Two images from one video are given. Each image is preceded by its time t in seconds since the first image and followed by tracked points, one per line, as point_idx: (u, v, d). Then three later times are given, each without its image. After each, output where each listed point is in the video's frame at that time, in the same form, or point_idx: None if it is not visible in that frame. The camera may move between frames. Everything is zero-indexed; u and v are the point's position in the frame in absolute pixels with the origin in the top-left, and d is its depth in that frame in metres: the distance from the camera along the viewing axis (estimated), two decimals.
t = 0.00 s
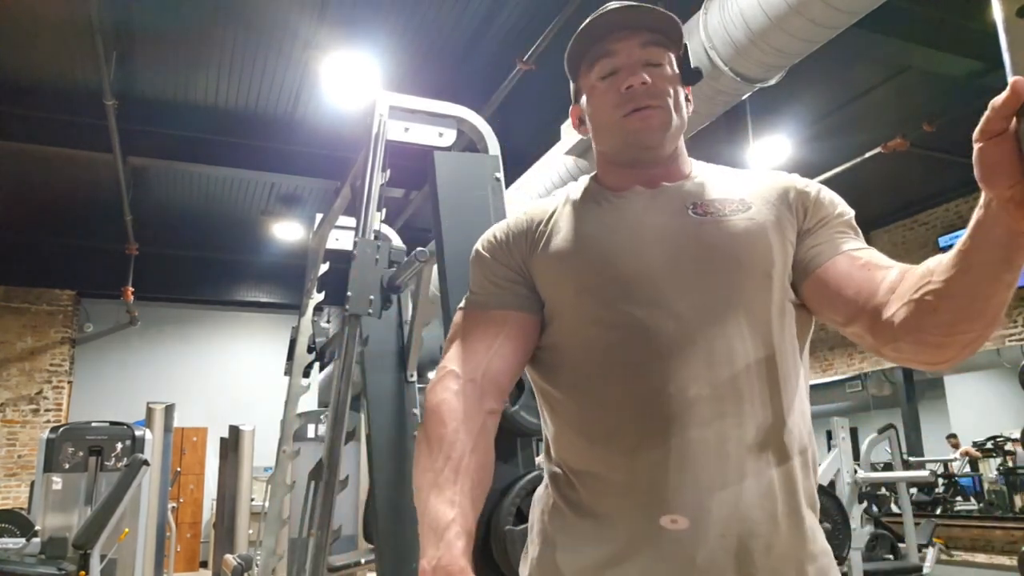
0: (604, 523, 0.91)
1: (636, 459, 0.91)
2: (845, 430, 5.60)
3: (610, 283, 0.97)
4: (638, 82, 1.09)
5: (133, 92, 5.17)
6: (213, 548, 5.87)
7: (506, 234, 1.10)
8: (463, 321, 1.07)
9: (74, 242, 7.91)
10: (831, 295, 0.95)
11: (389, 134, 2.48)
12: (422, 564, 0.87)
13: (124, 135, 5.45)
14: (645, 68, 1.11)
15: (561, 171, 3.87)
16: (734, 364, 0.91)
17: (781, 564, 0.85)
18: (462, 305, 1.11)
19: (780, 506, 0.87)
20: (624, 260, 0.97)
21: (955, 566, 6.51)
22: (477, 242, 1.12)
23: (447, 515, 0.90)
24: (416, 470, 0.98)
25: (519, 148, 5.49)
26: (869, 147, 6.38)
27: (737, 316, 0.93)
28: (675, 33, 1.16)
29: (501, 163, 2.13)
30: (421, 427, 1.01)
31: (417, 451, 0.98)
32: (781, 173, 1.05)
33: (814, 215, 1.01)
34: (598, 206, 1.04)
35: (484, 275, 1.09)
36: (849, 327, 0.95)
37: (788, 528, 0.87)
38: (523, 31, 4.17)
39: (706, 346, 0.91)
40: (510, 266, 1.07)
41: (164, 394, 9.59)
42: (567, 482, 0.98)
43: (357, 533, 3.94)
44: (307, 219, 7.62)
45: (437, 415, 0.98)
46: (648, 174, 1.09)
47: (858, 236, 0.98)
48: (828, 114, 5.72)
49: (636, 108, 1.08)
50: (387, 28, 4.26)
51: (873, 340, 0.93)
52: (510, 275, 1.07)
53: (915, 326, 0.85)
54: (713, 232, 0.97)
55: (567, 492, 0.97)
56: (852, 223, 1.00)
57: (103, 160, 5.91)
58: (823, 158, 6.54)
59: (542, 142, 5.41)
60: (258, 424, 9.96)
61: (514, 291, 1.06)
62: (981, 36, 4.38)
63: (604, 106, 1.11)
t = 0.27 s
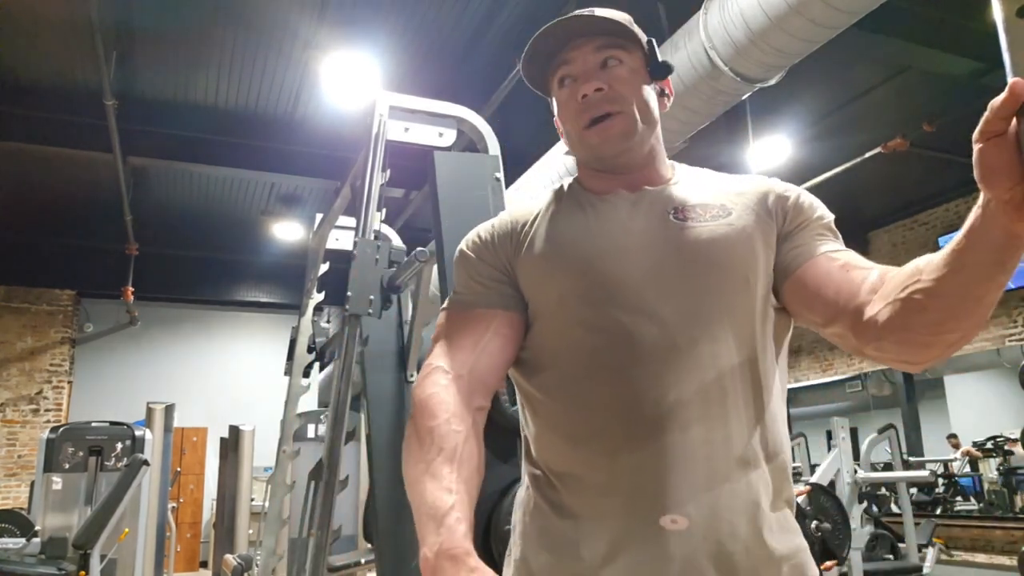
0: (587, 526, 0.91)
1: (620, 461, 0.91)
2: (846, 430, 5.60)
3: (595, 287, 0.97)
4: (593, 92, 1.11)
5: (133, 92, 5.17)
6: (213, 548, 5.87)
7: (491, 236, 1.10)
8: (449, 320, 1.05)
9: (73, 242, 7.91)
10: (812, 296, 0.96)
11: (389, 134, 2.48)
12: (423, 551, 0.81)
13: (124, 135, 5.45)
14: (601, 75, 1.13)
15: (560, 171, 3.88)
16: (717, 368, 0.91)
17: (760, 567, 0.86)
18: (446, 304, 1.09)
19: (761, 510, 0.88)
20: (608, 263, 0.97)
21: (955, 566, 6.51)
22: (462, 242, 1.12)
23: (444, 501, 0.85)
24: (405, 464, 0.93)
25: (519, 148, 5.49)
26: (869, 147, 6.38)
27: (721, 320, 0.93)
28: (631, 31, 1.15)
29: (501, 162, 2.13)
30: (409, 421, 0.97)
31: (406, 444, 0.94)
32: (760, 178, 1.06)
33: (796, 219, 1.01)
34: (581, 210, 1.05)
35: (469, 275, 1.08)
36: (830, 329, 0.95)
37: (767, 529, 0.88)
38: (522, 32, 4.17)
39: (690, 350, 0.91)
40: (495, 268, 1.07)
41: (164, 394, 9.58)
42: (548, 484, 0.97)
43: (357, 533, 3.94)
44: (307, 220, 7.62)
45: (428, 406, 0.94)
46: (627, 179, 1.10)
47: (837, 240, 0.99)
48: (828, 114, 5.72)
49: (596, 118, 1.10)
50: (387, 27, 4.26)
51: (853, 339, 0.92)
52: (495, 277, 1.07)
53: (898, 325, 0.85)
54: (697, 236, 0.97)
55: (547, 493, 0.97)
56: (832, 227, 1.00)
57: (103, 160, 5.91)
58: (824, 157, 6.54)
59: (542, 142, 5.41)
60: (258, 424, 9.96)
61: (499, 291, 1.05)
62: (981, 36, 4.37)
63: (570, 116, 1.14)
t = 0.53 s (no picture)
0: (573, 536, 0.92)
1: (601, 471, 0.92)
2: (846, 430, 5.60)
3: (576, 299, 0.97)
4: (563, 94, 1.12)
5: (133, 91, 5.17)
6: (213, 547, 5.87)
7: (470, 244, 1.10)
8: (431, 333, 1.08)
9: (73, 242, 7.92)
10: (790, 295, 0.96)
11: (389, 134, 2.48)
12: None
13: (124, 134, 5.45)
14: (575, 78, 1.13)
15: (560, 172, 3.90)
16: (696, 379, 0.92)
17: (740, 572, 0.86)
18: (427, 314, 1.11)
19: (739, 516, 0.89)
20: (587, 275, 0.98)
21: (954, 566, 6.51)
22: (441, 249, 1.12)
23: (441, 532, 0.96)
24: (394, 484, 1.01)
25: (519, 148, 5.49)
26: (870, 147, 6.38)
27: (699, 331, 0.93)
28: (610, 35, 1.15)
29: (501, 162, 2.13)
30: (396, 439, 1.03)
31: (394, 467, 1.01)
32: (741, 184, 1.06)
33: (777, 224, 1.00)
34: (561, 221, 1.05)
35: (450, 286, 1.09)
36: (809, 331, 0.95)
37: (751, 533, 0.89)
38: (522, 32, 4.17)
39: (671, 361, 0.92)
40: (476, 278, 1.08)
41: (165, 394, 9.58)
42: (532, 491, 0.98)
43: (357, 534, 3.94)
44: (307, 219, 7.62)
45: (414, 433, 1.00)
46: (606, 186, 1.11)
47: (813, 238, 0.98)
48: (828, 114, 5.71)
49: (565, 122, 1.11)
50: (387, 27, 4.26)
51: (829, 337, 0.92)
52: (476, 288, 1.08)
53: (880, 320, 0.84)
54: (675, 248, 0.97)
55: (531, 500, 0.98)
56: (808, 230, 0.99)
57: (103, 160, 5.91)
58: (825, 157, 6.54)
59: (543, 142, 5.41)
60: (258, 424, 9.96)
61: (482, 302, 1.06)
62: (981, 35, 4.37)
63: (544, 116, 1.15)
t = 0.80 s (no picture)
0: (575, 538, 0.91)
1: (600, 475, 0.92)
2: (846, 431, 5.61)
3: (578, 301, 0.97)
4: (573, 87, 1.10)
5: (133, 91, 5.17)
6: (213, 547, 5.87)
7: (467, 239, 1.09)
8: (425, 329, 1.05)
9: (73, 242, 7.92)
10: (788, 297, 0.97)
11: (389, 134, 2.48)
12: None
13: (123, 134, 5.45)
14: (584, 72, 1.12)
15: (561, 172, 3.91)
16: (695, 382, 0.92)
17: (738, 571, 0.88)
18: (419, 309, 1.09)
19: (736, 517, 0.90)
20: (586, 278, 0.97)
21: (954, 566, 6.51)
22: (436, 242, 1.10)
23: (417, 539, 0.92)
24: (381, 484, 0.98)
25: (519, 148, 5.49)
26: (870, 147, 6.38)
27: (699, 336, 0.94)
28: (620, 30, 1.14)
29: (501, 162, 2.13)
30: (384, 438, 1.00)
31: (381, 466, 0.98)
32: (739, 188, 1.07)
33: (773, 229, 1.01)
34: (562, 221, 1.05)
35: (446, 282, 1.07)
36: (805, 332, 0.97)
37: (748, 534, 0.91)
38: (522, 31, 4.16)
39: (673, 365, 0.92)
40: (473, 276, 1.06)
41: (165, 394, 9.58)
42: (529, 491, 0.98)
43: (357, 533, 3.95)
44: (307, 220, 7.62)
45: (403, 430, 0.98)
46: (606, 183, 1.10)
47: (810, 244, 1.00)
48: (828, 114, 5.71)
49: (572, 116, 1.10)
50: (387, 27, 4.26)
51: (824, 341, 0.94)
52: (473, 285, 1.06)
53: (876, 322, 0.85)
54: (677, 253, 0.97)
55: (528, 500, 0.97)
56: (802, 229, 1.01)
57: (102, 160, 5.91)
58: (825, 157, 6.54)
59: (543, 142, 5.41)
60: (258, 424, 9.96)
61: (477, 299, 1.05)
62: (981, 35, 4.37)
63: (549, 110, 1.14)
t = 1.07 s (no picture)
0: (598, 534, 0.90)
1: (619, 471, 0.90)
2: (846, 430, 5.61)
3: (599, 291, 0.93)
4: (603, 84, 1.08)
5: (133, 92, 5.17)
6: (213, 547, 5.87)
7: (487, 222, 1.04)
8: (436, 309, 1.00)
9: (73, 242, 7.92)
10: (808, 298, 0.96)
11: (389, 134, 2.49)
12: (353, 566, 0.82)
13: (124, 134, 5.45)
14: (614, 68, 1.09)
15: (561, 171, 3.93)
16: (716, 379, 0.90)
17: (761, 571, 0.87)
18: (432, 291, 1.04)
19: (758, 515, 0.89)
20: (608, 266, 0.93)
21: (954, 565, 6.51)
22: (453, 225, 1.05)
23: (388, 518, 0.84)
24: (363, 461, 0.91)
25: (519, 148, 5.50)
26: (870, 147, 6.38)
27: (724, 330, 0.92)
28: (654, 28, 1.11)
29: (501, 162, 2.13)
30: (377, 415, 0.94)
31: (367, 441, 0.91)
32: (769, 186, 1.04)
33: (797, 225, 0.99)
34: (584, 208, 1.01)
35: (461, 266, 1.02)
36: (824, 334, 0.96)
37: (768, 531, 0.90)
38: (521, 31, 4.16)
39: (693, 360, 0.90)
40: (490, 261, 1.01)
41: (165, 394, 9.58)
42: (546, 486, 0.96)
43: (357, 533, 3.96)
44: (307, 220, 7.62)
45: (396, 408, 0.92)
46: (630, 175, 1.07)
47: (831, 245, 0.99)
48: (828, 114, 5.72)
49: (599, 112, 1.07)
50: (387, 27, 4.25)
51: (842, 342, 0.93)
52: (489, 270, 1.01)
53: (892, 327, 0.84)
54: (702, 245, 0.95)
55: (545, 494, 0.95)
56: (825, 230, 1.00)
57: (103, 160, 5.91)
58: (825, 157, 6.54)
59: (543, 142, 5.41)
60: (258, 424, 9.97)
61: (492, 284, 1.00)
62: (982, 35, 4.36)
63: (576, 103, 1.11)
